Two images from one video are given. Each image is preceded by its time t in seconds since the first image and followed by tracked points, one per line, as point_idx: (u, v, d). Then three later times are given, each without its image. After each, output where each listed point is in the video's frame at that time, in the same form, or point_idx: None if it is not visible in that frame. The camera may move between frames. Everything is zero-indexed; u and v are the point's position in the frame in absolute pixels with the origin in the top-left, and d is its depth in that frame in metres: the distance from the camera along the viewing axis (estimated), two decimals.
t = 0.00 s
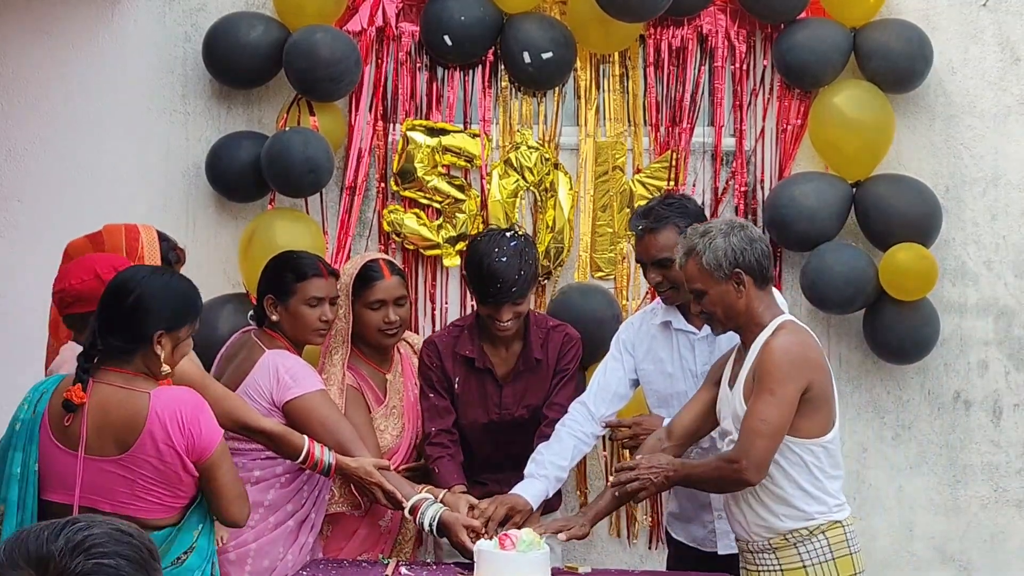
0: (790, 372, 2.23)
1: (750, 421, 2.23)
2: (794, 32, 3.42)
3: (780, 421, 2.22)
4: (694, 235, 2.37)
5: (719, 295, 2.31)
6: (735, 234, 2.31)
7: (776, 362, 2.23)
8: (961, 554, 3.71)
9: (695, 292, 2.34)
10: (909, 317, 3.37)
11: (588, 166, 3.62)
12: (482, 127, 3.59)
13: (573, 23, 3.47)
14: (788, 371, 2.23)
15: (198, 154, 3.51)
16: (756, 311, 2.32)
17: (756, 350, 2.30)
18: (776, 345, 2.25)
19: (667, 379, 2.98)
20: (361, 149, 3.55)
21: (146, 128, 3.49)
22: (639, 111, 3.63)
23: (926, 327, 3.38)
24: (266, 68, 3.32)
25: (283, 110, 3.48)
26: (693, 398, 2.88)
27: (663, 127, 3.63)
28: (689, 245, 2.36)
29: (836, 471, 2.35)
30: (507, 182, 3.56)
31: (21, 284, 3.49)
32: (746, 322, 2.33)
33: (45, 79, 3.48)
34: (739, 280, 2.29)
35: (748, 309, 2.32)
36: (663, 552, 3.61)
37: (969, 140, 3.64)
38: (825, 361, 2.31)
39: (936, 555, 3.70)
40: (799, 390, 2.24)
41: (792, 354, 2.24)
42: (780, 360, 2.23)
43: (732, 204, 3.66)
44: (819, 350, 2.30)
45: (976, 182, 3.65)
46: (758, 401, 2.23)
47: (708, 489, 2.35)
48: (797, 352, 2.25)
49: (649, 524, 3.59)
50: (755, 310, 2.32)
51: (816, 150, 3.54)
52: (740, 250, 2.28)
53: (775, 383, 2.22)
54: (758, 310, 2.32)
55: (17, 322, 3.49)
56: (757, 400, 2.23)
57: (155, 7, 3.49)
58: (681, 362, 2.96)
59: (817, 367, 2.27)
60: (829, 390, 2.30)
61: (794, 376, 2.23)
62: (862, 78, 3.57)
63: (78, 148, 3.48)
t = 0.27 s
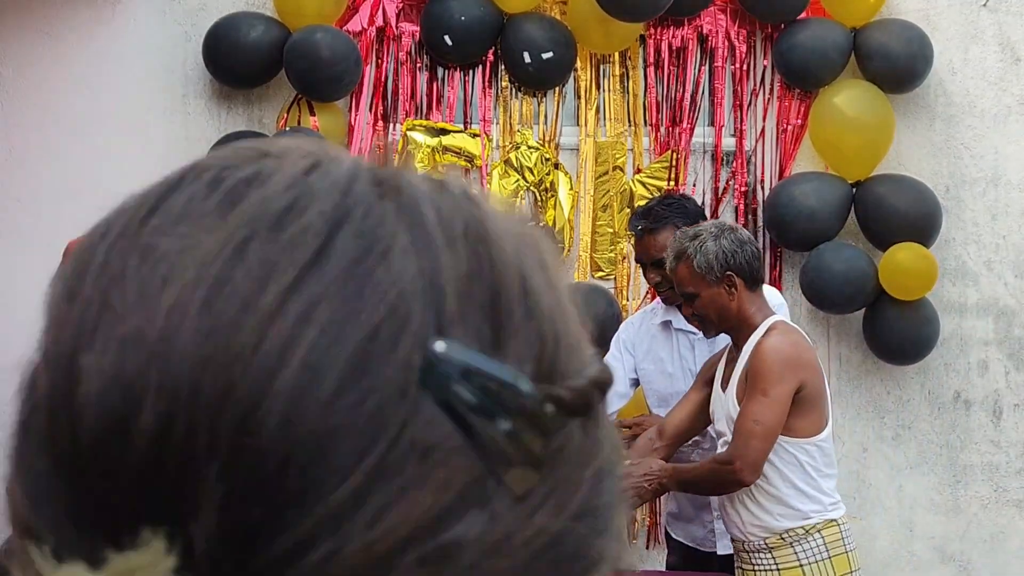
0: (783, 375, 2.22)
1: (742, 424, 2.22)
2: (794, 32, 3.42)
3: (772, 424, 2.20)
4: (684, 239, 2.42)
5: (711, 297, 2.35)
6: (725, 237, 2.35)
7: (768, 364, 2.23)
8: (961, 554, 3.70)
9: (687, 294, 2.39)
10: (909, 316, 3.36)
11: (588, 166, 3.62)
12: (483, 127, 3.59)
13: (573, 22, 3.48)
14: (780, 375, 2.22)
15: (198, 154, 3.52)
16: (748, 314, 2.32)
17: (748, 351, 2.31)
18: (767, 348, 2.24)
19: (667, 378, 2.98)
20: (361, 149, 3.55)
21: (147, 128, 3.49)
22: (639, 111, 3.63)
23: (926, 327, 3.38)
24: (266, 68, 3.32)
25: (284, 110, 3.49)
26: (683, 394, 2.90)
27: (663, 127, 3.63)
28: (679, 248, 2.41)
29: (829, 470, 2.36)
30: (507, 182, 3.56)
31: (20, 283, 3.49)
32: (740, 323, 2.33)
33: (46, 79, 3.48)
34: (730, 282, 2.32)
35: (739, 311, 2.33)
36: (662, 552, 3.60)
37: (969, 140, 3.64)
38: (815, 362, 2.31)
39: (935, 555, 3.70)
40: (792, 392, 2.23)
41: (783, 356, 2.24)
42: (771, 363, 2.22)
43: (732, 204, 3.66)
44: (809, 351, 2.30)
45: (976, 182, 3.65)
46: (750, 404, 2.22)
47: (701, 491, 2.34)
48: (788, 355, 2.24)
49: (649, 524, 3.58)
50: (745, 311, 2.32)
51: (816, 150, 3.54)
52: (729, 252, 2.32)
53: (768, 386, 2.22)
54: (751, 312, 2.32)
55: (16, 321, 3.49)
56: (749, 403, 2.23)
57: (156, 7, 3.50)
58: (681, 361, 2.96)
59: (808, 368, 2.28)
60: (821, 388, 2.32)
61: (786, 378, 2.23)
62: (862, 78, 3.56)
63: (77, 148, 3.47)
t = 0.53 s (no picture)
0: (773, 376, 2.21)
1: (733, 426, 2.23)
2: (794, 32, 3.42)
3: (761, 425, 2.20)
4: (676, 242, 2.42)
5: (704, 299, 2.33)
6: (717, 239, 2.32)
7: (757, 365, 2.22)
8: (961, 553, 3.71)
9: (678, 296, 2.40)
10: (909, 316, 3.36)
11: (588, 166, 3.62)
12: (482, 127, 3.59)
13: (573, 22, 3.47)
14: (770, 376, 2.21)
15: (198, 154, 3.53)
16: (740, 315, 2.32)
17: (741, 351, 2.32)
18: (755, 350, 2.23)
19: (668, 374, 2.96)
20: (361, 149, 3.55)
21: (146, 128, 3.49)
22: (639, 110, 3.63)
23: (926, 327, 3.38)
24: (266, 67, 3.32)
25: (284, 110, 3.50)
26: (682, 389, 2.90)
27: (663, 127, 3.64)
28: (671, 251, 2.40)
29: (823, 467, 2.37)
30: (507, 182, 3.56)
31: (20, 285, 3.49)
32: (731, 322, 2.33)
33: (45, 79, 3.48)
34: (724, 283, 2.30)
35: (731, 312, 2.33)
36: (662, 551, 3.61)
37: (972, 141, 3.62)
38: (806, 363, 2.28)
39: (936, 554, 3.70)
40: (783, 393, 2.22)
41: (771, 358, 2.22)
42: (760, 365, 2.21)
43: (732, 204, 3.66)
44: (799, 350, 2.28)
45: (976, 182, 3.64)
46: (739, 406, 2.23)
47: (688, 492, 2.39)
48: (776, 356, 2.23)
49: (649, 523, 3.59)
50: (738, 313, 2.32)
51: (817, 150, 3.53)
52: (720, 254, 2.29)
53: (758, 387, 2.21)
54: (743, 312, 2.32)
55: (17, 321, 3.50)
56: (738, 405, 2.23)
57: (156, 7, 3.50)
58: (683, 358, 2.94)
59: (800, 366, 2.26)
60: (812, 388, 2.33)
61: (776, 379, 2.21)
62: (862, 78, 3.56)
63: (77, 148, 3.47)
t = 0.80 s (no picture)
0: (769, 374, 2.22)
1: (729, 425, 2.25)
2: (794, 32, 3.42)
3: (757, 423, 2.22)
4: (676, 239, 2.36)
5: (703, 299, 2.31)
6: (718, 239, 2.31)
7: (753, 364, 2.23)
8: (961, 554, 3.71)
9: (678, 297, 2.34)
10: (909, 316, 3.37)
11: (588, 166, 3.62)
12: (482, 127, 3.59)
13: (573, 22, 3.47)
14: (765, 375, 2.22)
15: (197, 154, 3.51)
16: (738, 315, 2.32)
17: (737, 350, 2.31)
18: (751, 348, 2.24)
19: (671, 373, 2.97)
20: (361, 149, 3.56)
21: (146, 128, 3.49)
22: (639, 111, 3.63)
23: (926, 326, 3.38)
24: (267, 67, 3.32)
25: (283, 110, 3.50)
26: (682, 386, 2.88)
27: (663, 127, 3.63)
28: (672, 249, 2.35)
29: (819, 467, 2.35)
30: (507, 182, 3.56)
31: (21, 284, 3.49)
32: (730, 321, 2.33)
33: (46, 79, 3.48)
34: (725, 284, 2.29)
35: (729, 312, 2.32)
36: (662, 552, 3.61)
37: (970, 140, 3.64)
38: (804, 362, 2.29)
39: (936, 555, 3.71)
40: (779, 391, 2.23)
41: (767, 357, 2.23)
42: (755, 364, 2.23)
43: (732, 204, 3.66)
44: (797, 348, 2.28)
45: (976, 182, 3.65)
46: (735, 404, 2.25)
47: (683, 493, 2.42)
48: (773, 355, 2.24)
49: (650, 523, 3.60)
50: (737, 312, 2.31)
51: (816, 150, 3.54)
52: (719, 255, 2.28)
53: (754, 386, 2.22)
54: (741, 313, 2.32)
55: (18, 321, 3.50)
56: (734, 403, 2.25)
57: (156, 7, 3.49)
58: (685, 357, 2.95)
59: (798, 365, 2.27)
60: (811, 387, 2.30)
61: (772, 377, 2.23)
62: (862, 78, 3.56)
63: (78, 148, 3.48)
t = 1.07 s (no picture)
0: (770, 373, 2.22)
1: (731, 422, 2.24)
2: (794, 31, 3.42)
3: (759, 421, 2.22)
4: (679, 239, 2.36)
5: (707, 298, 2.31)
6: (721, 237, 2.31)
7: (756, 363, 2.23)
8: (961, 554, 3.71)
9: (681, 295, 2.34)
10: (909, 315, 3.37)
11: (588, 166, 3.62)
12: (482, 126, 3.58)
13: (573, 22, 3.47)
14: (767, 374, 2.22)
15: (197, 153, 3.50)
16: (740, 314, 2.32)
17: (738, 349, 2.31)
18: (753, 347, 2.24)
19: (671, 373, 2.97)
20: (361, 149, 3.55)
21: (146, 128, 3.49)
22: (639, 110, 3.63)
23: (926, 325, 3.38)
24: (267, 67, 3.32)
25: (283, 109, 3.49)
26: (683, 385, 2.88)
27: (663, 127, 3.63)
28: (674, 248, 2.35)
29: (818, 466, 2.35)
30: (507, 181, 3.56)
31: (20, 284, 3.49)
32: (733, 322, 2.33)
33: (46, 79, 3.48)
34: (726, 283, 2.29)
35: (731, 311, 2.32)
36: (663, 551, 3.60)
37: (969, 140, 3.64)
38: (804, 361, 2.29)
39: (935, 554, 3.71)
40: (780, 390, 2.23)
41: (769, 355, 2.23)
42: (757, 362, 2.23)
43: (732, 203, 3.65)
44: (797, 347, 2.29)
45: (976, 182, 3.64)
46: (736, 402, 2.24)
47: (684, 489, 2.40)
48: (775, 354, 2.24)
49: (651, 523, 3.60)
50: (739, 311, 2.32)
51: (816, 150, 3.54)
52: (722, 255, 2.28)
53: (755, 384, 2.22)
54: (744, 311, 2.32)
55: (17, 320, 3.49)
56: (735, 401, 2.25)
57: (156, 7, 3.49)
58: (686, 357, 2.95)
59: (799, 363, 2.27)
60: (811, 387, 2.30)
61: (774, 376, 2.23)
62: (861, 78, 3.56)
63: (78, 148, 3.48)
